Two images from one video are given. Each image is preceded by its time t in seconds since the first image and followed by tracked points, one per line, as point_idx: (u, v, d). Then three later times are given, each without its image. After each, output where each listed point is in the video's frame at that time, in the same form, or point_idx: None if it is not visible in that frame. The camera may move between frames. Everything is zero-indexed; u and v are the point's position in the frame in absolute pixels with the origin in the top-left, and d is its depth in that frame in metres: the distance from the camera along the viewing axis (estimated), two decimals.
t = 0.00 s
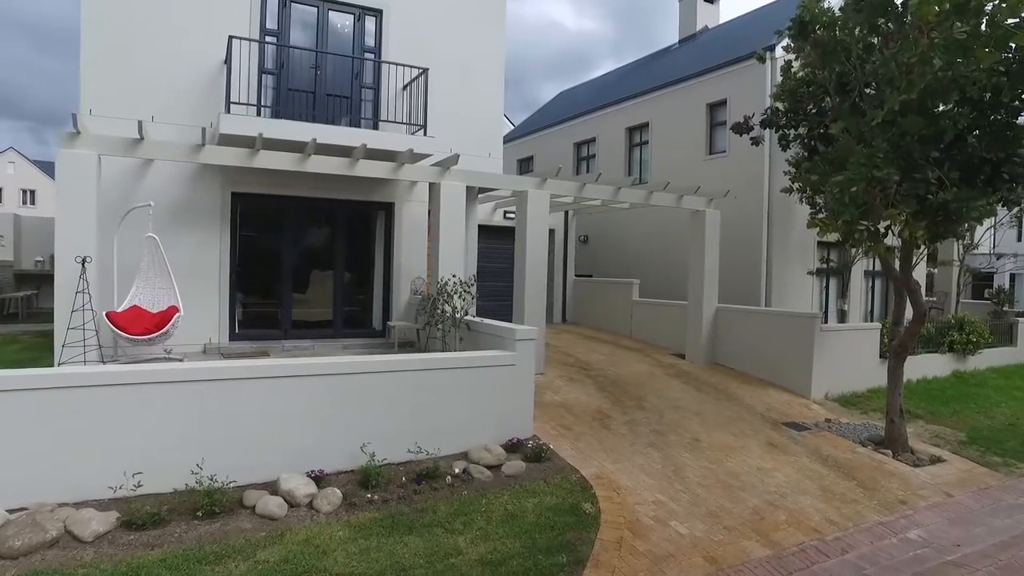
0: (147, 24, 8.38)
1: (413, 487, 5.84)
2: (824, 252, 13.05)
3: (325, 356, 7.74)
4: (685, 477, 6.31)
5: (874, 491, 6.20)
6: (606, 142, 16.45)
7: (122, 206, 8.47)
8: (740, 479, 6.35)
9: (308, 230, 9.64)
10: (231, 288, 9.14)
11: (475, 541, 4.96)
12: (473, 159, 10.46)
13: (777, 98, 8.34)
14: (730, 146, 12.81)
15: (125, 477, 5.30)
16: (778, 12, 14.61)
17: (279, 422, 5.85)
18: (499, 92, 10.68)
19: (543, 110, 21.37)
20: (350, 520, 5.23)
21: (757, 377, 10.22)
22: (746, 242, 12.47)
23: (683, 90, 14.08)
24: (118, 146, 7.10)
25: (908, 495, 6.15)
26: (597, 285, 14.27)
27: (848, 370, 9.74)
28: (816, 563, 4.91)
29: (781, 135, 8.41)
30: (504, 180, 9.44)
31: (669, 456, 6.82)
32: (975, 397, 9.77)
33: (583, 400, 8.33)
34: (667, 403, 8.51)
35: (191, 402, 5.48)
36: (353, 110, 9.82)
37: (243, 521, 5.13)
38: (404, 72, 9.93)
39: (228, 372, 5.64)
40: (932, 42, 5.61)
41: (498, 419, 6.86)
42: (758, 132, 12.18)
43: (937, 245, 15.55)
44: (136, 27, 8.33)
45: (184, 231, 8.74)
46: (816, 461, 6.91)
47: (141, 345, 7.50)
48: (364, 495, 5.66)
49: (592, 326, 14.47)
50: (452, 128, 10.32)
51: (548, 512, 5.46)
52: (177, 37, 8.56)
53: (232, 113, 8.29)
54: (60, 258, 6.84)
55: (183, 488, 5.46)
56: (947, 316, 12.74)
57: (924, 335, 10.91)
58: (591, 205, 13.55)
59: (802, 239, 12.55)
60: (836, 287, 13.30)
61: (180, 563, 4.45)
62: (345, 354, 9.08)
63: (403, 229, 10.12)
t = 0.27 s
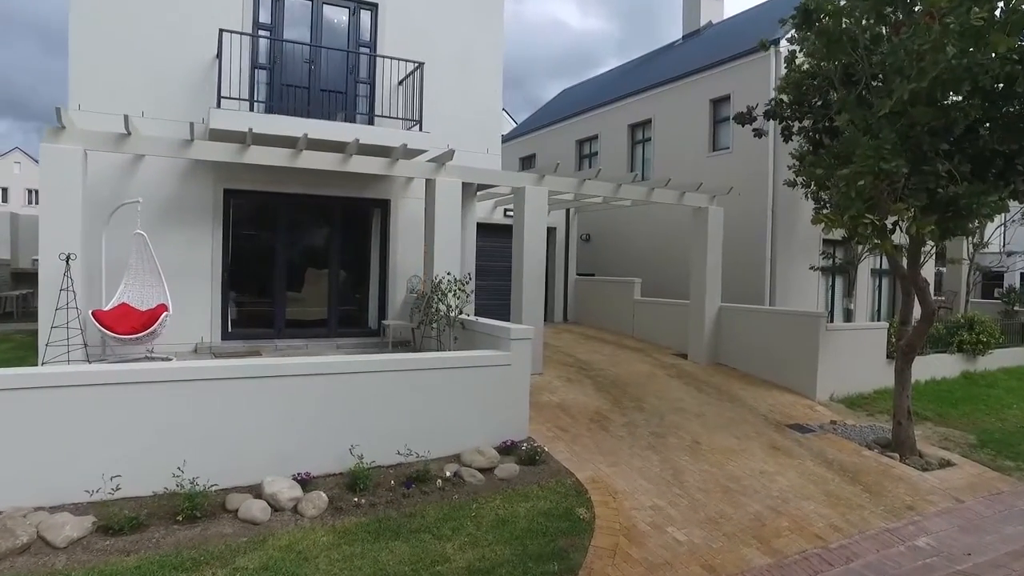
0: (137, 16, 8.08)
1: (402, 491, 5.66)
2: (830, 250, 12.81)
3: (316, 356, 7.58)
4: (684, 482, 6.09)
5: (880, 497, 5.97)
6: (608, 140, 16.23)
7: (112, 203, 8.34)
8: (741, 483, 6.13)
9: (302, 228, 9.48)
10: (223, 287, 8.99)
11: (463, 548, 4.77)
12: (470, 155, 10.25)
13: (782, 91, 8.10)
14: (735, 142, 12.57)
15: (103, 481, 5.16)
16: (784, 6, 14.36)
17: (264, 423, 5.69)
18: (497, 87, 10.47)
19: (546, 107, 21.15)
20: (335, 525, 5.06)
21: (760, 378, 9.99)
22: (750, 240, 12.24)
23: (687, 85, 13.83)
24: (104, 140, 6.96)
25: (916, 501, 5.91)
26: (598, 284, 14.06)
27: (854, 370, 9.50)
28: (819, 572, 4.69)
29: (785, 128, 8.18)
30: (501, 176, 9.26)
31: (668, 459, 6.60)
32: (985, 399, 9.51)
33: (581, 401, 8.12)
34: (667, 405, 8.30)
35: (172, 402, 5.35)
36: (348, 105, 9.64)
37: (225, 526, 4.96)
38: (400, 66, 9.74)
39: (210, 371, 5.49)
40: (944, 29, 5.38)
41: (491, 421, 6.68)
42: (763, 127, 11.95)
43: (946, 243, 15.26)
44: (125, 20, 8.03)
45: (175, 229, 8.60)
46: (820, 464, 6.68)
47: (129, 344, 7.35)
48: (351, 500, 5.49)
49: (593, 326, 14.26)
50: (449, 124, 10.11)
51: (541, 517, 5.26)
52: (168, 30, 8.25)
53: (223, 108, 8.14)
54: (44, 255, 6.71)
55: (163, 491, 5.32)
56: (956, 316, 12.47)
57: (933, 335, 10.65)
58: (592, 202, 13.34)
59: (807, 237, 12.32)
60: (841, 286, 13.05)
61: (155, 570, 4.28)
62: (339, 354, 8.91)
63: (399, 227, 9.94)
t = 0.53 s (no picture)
0: (130, 12, 8.00)
1: (396, 496, 5.53)
2: (837, 249, 12.61)
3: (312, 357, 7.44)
4: (686, 486, 5.93)
5: (889, 503, 5.78)
6: (612, 138, 16.06)
7: (106, 201, 8.23)
8: (744, 488, 5.96)
9: (299, 226, 9.35)
10: (220, 286, 8.87)
11: (456, 555, 4.63)
12: (470, 153, 10.11)
13: (787, 86, 7.92)
14: (740, 140, 12.39)
15: (87, 485, 5.03)
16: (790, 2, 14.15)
17: (254, 426, 5.54)
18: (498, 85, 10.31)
19: (550, 106, 20.98)
20: (325, 531, 4.92)
21: (766, 379, 9.81)
22: (755, 239, 12.06)
23: (691, 82, 13.65)
24: (97, 138, 6.84)
25: (926, 508, 5.73)
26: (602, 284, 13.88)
27: (861, 372, 9.31)
28: None
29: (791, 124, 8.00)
30: (501, 174, 9.11)
31: (670, 463, 6.44)
32: (996, 401, 9.30)
33: (582, 403, 7.96)
34: (670, 407, 8.13)
35: (159, 404, 5.21)
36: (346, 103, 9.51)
37: (213, 531, 4.82)
38: (399, 63, 9.61)
39: (198, 372, 5.34)
40: (956, 19, 5.22)
41: (488, 423, 6.52)
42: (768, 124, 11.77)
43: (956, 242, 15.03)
44: (119, 15, 7.95)
45: (170, 227, 8.47)
46: (827, 469, 6.50)
47: (122, 345, 7.24)
48: (343, 505, 5.35)
49: (597, 326, 14.09)
50: (449, 122, 9.96)
51: (537, 524, 5.11)
52: (162, 26, 8.17)
53: (218, 105, 8.02)
54: (35, 254, 6.61)
55: (150, 495, 5.19)
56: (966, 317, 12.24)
57: (942, 336, 10.43)
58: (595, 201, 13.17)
59: (814, 236, 12.13)
60: (849, 285, 12.85)
61: None
62: (336, 354, 8.78)
63: (398, 225, 9.80)
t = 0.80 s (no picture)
0: (121, 7, 7.86)
1: (384, 500, 5.37)
2: (843, 248, 12.36)
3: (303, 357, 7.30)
4: (685, 491, 5.73)
5: (896, 509, 5.57)
6: (615, 135, 15.85)
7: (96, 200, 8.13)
8: (745, 493, 5.75)
9: (293, 224, 9.21)
10: (213, 285, 8.75)
11: (443, 563, 4.46)
12: (468, 150, 9.94)
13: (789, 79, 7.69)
14: (744, 136, 12.16)
15: (63, 489, 4.90)
16: None
17: (237, 429, 5.40)
18: (496, 80, 10.14)
19: (553, 104, 20.81)
20: (309, 537, 4.76)
21: (770, 380, 9.58)
22: (760, 237, 11.82)
23: (695, 78, 13.43)
24: (83, 134, 6.70)
25: (935, 514, 5.51)
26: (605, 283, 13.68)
27: (868, 373, 9.07)
28: None
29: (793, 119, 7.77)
30: (499, 170, 8.94)
31: (668, 466, 6.24)
32: (1008, 403, 9.05)
33: (580, 404, 7.78)
34: (670, 408, 7.93)
35: (138, 406, 5.07)
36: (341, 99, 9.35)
37: (193, 536, 4.68)
38: (395, 58, 9.45)
39: (180, 373, 5.21)
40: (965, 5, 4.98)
41: (481, 425, 6.36)
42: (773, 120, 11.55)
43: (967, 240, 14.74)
44: (109, 10, 7.81)
45: (162, 226, 8.36)
46: (832, 473, 6.29)
47: (111, 344, 7.12)
48: (329, 509, 5.19)
49: (599, 326, 13.90)
50: (446, 118, 9.79)
51: (529, 530, 4.93)
52: (154, 21, 8.03)
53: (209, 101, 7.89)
54: (19, 252, 6.50)
55: (129, 499, 5.06)
56: (977, 316, 11.96)
57: (952, 336, 10.17)
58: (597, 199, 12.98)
59: (820, 235, 11.88)
60: (856, 284, 12.59)
61: None
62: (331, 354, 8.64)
63: (395, 223, 9.64)
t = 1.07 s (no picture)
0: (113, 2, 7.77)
1: (372, 505, 5.22)
2: (851, 246, 12.12)
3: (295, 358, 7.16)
4: (684, 497, 5.54)
5: (903, 517, 5.35)
6: (618, 134, 15.66)
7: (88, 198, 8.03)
8: (746, 499, 5.56)
9: (289, 223, 9.08)
10: (207, 284, 8.63)
11: (429, 571, 4.30)
12: (467, 147, 9.78)
13: (792, 72, 7.47)
14: (749, 133, 11.93)
15: (40, 493, 4.78)
16: None
17: (220, 432, 5.26)
18: (496, 76, 9.97)
19: (557, 102, 20.63)
20: (292, 543, 4.61)
21: (775, 382, 9.36)
22: (765, 236, 11.59)
23: (699, 74, 13.21)
24: (71, 130, 6.62)
25: (945, 522, 5.29)
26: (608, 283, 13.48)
27: (876, 374, 8.83)
28: None
29: (797, 113, 7.56)
30: (497, 167, 8.77)
31: (667, 470, 6.05)
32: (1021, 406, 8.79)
33: (578, 406, 7.60)
34: (671, 410, 7.73)
35: (118, 409, 4.94)
36: (338, 96, 9.22)
37: (172, 542, 4.54)
38: (392, 54, 9.31)
39: (161, 375, 5.07)
40: None
41: (473, 428, 6.19)
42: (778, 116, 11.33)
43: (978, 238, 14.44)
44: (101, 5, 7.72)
45: (154, 224, 8.25)
46: (837, 478, 6.08)
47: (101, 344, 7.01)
48: (314, 514, 5.04)
49: (602, 326, 13.69)
50: (444, 115, 9.63)
51: (520, 537, 4.76)
52: (146, 17, 7.94)
53: (201, 98, 7.77)
54: (5, 250, 6.39)
55: (109, 503, 4.93)
56: (989, 317, 11.68)
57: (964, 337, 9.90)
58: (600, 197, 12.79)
59: (827, 233, 11.64)
60: (864, 284, 12.34)
61: None
62: (326, 355, 8.51)
63: (392, 221, 9.49)
